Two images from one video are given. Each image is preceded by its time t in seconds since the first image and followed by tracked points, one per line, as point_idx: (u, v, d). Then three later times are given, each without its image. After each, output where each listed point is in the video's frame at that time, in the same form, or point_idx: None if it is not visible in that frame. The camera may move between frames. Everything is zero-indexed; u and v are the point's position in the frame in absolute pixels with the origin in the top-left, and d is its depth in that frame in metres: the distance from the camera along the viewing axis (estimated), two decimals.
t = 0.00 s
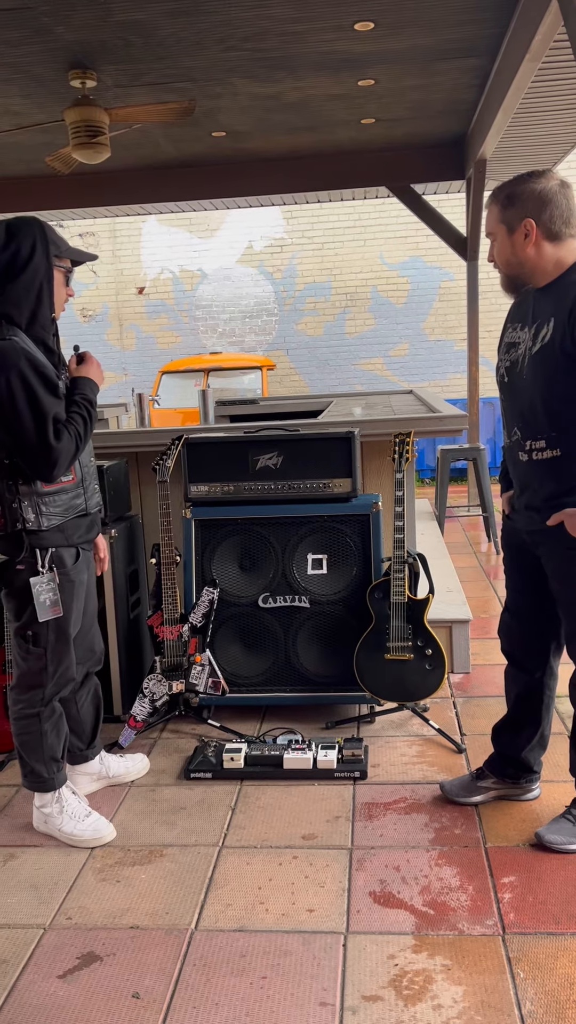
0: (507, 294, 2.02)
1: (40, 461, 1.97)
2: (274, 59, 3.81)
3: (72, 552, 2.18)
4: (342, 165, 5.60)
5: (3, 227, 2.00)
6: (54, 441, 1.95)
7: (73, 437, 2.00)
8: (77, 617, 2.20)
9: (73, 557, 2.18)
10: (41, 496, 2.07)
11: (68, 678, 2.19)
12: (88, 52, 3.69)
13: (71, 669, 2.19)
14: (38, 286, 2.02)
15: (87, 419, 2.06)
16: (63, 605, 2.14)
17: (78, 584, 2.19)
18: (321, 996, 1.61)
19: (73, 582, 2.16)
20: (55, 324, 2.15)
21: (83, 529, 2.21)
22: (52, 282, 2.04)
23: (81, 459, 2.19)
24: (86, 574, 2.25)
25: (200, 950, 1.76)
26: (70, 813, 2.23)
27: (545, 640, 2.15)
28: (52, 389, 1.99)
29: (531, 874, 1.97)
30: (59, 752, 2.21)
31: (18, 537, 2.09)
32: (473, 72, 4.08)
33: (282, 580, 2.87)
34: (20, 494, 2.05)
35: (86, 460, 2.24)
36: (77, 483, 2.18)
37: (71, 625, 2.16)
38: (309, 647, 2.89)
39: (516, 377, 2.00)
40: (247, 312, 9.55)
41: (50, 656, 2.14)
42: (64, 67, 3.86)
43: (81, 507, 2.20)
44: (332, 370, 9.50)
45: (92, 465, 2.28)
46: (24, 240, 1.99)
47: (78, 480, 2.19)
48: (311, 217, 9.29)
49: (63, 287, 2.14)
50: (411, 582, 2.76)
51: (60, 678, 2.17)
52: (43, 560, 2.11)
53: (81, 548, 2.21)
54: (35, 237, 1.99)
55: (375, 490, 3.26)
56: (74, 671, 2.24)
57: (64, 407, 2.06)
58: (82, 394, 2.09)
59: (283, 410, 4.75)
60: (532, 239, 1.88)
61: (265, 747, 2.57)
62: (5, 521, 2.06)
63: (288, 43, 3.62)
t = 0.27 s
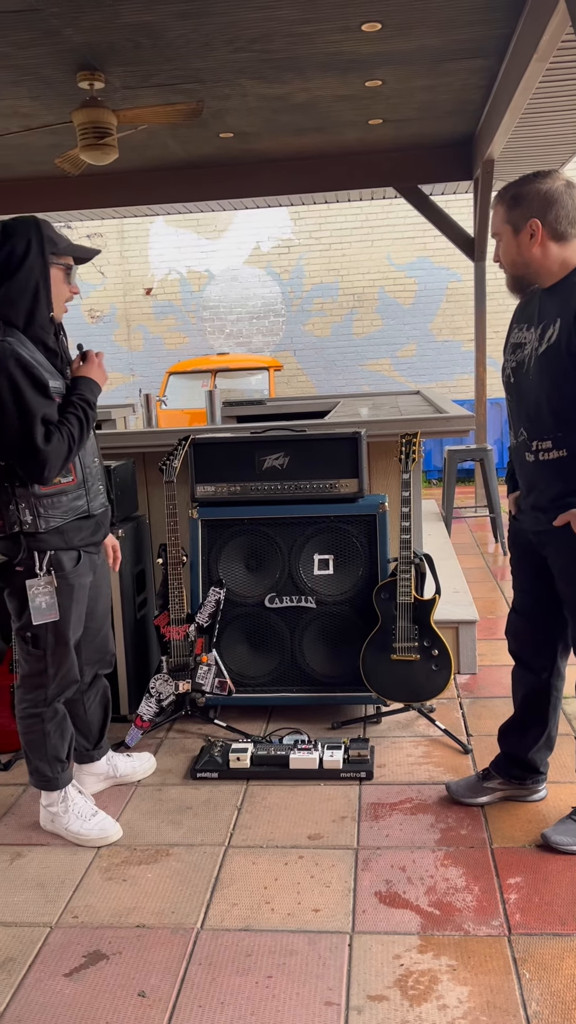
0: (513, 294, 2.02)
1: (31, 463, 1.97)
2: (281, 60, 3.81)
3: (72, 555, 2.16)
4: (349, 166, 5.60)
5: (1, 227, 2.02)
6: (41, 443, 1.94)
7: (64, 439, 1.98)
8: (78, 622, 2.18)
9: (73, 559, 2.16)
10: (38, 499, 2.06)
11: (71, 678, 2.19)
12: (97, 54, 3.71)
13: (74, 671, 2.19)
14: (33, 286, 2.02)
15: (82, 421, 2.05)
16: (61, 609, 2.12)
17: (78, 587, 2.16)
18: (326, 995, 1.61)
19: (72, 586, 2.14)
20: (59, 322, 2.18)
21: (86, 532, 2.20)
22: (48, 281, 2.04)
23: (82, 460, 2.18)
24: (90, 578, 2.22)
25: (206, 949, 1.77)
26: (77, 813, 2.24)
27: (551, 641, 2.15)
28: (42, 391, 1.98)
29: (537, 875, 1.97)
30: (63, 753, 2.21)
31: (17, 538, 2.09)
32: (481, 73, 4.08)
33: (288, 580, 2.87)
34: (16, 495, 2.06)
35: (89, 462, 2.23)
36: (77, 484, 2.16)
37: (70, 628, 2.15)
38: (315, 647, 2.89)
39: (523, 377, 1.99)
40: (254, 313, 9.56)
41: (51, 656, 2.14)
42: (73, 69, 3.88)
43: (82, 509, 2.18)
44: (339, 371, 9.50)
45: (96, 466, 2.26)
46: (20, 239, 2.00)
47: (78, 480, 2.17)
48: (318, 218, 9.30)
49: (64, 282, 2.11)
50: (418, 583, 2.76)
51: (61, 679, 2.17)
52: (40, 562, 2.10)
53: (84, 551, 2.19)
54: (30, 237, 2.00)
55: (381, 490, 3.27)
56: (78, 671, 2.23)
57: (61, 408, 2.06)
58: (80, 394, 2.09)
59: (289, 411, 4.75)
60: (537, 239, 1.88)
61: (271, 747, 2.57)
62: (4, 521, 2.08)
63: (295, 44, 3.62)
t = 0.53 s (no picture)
0: (520, 294, 2.02)
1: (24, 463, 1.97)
2: (289, 61, 3.82)
3: (73, 556, 2.15)
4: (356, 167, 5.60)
5: None
6: (34, 444, 1.93)
7: (58, 440, 1.97)
8: (78, 622, 2.18)
9: (74, 560, 2.16)
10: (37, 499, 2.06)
11: (74, 678, 2.19)
12: (105, 55, 3.72)
13: (77, 671, 2.19)
14: (27, 286, 2.03)
15: (79, 421, 2.03)
16: (60, 610, 2.12)
17: (78, 588, 2.16)
18: (333, 996, 1.61)
19: (71, 587, 2.14)
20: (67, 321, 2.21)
21: (88, 533, 2.19)
22: (41, 280, 2.04)
23: (84, 460, 2.17)
24: (92, 579, 2.22)
25: (213, 948, 1.77)
26: (84, 812, 2.24)
27: (559, 642, 2.14)
28: (36, 391, 1.98)
29: (544, 877, 1.97)
30: (67, 753, 2.22)
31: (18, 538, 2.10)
32: (489, 73, 4.07)
33: (295, 581, 2.87)
34: (15, 495, 2.07)
35: (93, 463, 2.22)
36: (78, 485, 2.15)
37: (70, 628, 2.15)
38: (322, 647, 2.89)
39: (531, 378, 1.99)
40: (261, 314, 9.57)
41: (52, 656, 2.14)
42: (81, 70, 3.89)
43: (84, 511, 2.17)
44: (346, 371, 9.50)
45: (100, 467, 2.25)
46: (14, 240, 2.02)
47: (80, 481, 2.16)
48: (326, 219, 9.30)
49: (58, 279, 2.07)
50: (425, 583, 2.75)
51: (63, 679, 2.17)
52: (40, 562, 2.10)
53: (86, 552, 2.19)
54: (22, 237, 2.01)
55: (388, 491, 3.26)
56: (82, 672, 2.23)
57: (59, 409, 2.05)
58: (80, 394, 2.08)
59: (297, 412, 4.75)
60: (545, 240, 1.87)
61: (278, 747, 2.58)
62: (5, 521, 2.09)
63: (303, 45, 3.63)
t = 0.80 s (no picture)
0: (529, 295, 2.01)
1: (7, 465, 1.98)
2: (296, 62, 3.82)
3: (68, 557, 2.15)
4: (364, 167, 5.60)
5: None
6: (9, 444, 1.94)
7: (36, 441, 1.96)
8: (75, 623, 2.17)
9: (69, 561, 2.15)
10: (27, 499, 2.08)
11: (75, 679, 2.18)
12: (113, 56, 3.73)
13: (77, 671, 2.18)
14: (12, 289, 2.06)
15: (62, 422, 2.00)
16: (54, 610, 2.12)
17: (72, 590, 2.14)
18: (340, 997, 1.61)
19: (65, 587, 2.13)
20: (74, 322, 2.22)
21: (85, 534, 2.18)
22: (26, 281, 2.06)
23: (77, 460, 2.15)
24: (90, 580, 2.20)
25: (219, 949, 1.77)
26: (91, 812, 2.25)
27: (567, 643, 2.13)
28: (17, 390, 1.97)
29: (552, 879, 1.96)
30: (72, 754, 2.21)
31: (14, 538, 2.13)
32: (497, 73, 4.06)
33: (302, 581, 2.87)
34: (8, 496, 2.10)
35: (90, 465, 2.20)
36: (71, 486, 2.14)
37: (66, 629, 2.14)
38: (329, 647, 2.89)
39: (540, 380, 1.98)
40: (268, 315, 9.58)
41: (50, 655, 2.15)
42: (89, 72, 3.90)
43: (78, 512, 2.15)
44: (353, 372, 9.50)
45: (98, 469, 2.22)
46: (4, 247, 2.07)
47: (74, 481, 2.15)
48: (333, 220, 9.29)
49: (42, 278, 2.06)
50: (432, 584, 2.75)
51: (63, 679, 2.17)
52: (34, 562, 2.11)
53: (84, 554, 2.18)
54: (7, 242, 2.05)
55: (396, 491, 3.26)
56: (84, 673, 2.22)
57: (45, 410, 2.03)
58: (67, 394, 2.04)
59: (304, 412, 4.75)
60: (557, 240, 1.87)
61: (285, 748, 2.58)
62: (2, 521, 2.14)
63: (310, 46, 3.63)
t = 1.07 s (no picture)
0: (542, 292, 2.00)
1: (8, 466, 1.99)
2: (304, 62, 3.82)
3: (73, 557, 2.15)
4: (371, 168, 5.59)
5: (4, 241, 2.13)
6: (8, 445, 1.95)
7: (34, 442, 1.96)
8: (80, 623, 2.17)
9: (75, 561, 2.15)
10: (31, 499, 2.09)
11: (81, 679, 2.18)
12: (120, 58, 3.73)
13: (82, 671, 2.19)
14: (15, 290, 2.08)
15: (60, 423, 1.99)
16: (59, 610, 2.12)
17: (77, 590, 2.14)
18: (347, 999, 1.61)
19: (71, 587, 2.13)
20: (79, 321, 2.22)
21: (90, 534, 2.18)
22: (28, 282, 2.07)
23: (80, 460, 2.15)
24: (95, 580, 2.20)
25: (226, 950, 1.77)
26: (98, 813, 2.25)
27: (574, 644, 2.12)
28: (17, 391, 1.97)
29: (559, 881, 1.95)
30: (78, 754, 2.22)
31: (20, 538, 2.15)
32: (504, 73, 4.05)
33: (309, 581, 2.87)
34: (13, 496, 2.11)
35: (94, 465, 2.19)
36: (75, 486, 2.14)
37: (72, 629, 2.15)
38: (336, 648, 2.89)
39: (550, 378, 1.98)
40: (275, 315, 9.58)
41: (55, 656, 2.15)
42: (96, 73, 3.91)
43: (82, 512, 2.15)
44: (360, 373, 9.50)
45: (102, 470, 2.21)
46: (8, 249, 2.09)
47: (78, 481, 2.14)
48: (340, 220, 9.29)
49: (43, 279, 2.06)
50: (440, 585, 2.74)
51: (69, 679, 2.17)
52: (39, 562, 2.12)
53: (89, 554, 2.18)
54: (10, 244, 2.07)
55: (403, 491, 3.26)
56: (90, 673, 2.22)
57: (46, 411, 2.03)
58: (66, 395, 2.03)
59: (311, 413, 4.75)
60: None
61: (291, 749, 2.58)
62: (7, 521, 2.15)
63: (317, 46, 3.63)
